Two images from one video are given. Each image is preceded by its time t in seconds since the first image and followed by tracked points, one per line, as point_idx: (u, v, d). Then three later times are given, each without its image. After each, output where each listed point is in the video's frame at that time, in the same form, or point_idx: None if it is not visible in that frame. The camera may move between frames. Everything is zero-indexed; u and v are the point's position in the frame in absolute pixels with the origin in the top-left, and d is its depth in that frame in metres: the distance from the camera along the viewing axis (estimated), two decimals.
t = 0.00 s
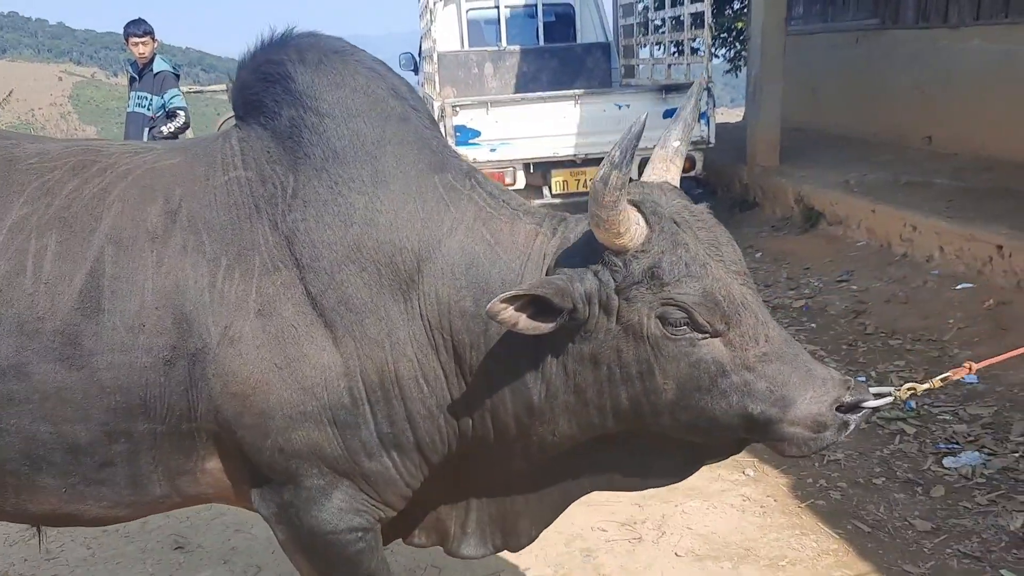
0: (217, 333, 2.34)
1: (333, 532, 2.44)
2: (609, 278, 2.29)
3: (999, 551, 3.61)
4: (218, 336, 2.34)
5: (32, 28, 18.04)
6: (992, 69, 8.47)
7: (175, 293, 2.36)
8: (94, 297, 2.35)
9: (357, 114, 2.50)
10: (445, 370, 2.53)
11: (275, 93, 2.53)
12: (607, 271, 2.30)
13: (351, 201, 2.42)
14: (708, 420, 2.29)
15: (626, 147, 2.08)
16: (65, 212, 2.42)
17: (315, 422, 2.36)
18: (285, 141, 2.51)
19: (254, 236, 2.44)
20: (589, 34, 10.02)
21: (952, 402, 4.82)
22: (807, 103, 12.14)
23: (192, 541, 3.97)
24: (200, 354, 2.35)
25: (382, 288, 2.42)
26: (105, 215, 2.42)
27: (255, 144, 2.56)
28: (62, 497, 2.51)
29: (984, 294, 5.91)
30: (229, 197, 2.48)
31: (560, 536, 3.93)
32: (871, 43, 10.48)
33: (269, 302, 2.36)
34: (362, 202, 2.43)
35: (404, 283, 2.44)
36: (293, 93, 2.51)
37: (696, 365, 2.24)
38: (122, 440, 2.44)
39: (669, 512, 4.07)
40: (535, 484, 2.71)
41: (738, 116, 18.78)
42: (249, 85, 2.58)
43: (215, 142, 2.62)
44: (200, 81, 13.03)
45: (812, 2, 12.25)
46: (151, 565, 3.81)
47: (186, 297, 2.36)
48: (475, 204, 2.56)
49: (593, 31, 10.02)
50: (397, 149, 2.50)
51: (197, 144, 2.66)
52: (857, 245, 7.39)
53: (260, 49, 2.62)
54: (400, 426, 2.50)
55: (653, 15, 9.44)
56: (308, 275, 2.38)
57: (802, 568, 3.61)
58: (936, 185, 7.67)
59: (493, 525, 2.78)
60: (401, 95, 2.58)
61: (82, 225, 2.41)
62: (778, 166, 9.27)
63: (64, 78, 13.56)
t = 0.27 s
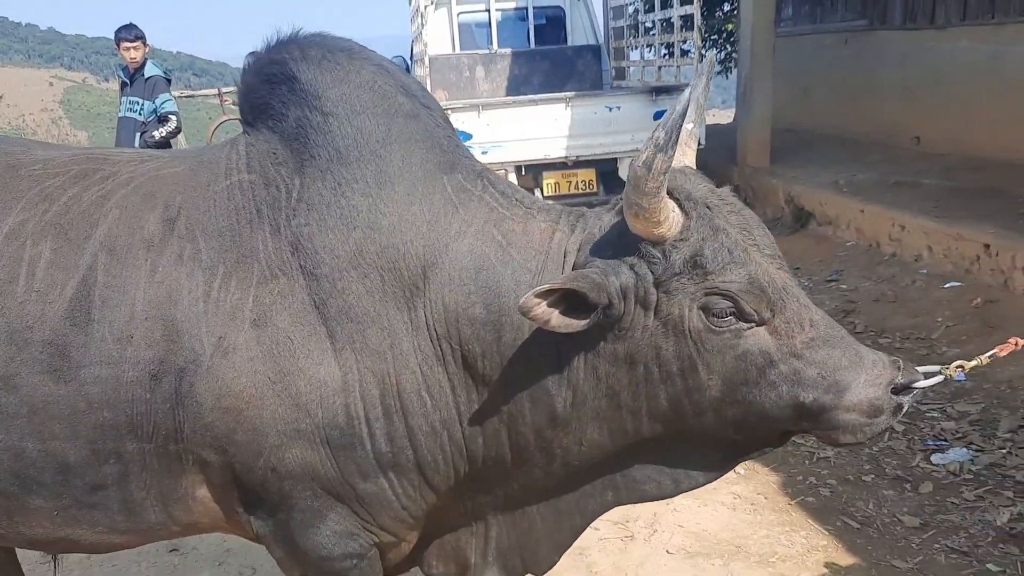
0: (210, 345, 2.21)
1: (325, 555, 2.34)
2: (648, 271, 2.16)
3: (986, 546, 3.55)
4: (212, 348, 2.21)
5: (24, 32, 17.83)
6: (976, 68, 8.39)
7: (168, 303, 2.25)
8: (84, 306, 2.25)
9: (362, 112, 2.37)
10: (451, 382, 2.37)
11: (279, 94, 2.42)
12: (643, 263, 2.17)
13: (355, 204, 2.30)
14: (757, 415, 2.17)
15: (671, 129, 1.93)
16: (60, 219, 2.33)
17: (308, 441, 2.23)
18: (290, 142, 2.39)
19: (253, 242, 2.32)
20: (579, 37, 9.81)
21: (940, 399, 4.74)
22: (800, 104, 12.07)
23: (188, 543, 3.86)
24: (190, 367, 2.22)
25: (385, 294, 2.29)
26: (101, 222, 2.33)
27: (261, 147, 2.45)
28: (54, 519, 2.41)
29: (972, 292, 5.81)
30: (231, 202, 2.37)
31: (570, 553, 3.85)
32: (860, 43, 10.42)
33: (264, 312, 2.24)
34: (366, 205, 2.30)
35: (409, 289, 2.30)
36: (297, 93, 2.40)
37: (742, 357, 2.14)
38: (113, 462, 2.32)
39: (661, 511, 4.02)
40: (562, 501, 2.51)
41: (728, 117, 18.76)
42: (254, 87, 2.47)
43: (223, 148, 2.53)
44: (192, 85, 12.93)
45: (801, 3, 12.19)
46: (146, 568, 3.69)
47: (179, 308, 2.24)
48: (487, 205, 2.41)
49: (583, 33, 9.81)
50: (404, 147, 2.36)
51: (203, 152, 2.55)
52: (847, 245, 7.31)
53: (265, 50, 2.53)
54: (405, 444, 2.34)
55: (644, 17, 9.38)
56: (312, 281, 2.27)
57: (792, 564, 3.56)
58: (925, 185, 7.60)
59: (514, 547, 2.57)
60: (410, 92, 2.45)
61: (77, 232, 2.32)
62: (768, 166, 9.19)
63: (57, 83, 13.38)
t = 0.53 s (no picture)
0: (222, 361, 2.15)
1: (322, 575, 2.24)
2: (709, 283, 2.09)
3: (962, 542, 3.52)
4: (223, 363, 2.15)
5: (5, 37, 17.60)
6: (952, 74, 8.44)
7: (179, 315, 2.19)
8: (91, 315, 2.20)
9: (388, 120, 2.28)
10: (480, 407, 2.25)
11: (303, 101, 2.35)
12: (703, 274, 2.10)
13: (379, 218, 2.20)
14: (822, 423, 2.09)
15: (742, 129, 1.88)
16: (74, 224, 2.28)
17: (320, 467, 2.13)
18: (314, 151, 2.31)
19: (270, 254, 2.24)
20: (564, 41, 9.71)
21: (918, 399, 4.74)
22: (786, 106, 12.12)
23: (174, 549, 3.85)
24: (201, 381, 2.16)
25: (412, 316, 2.19)
26: (115, 229, 2.27)
27: (284, 156, 2.37)
28: (56, 533, 2.34)
29: (951, 291, 5.76)
30: (247, 207, 2.29)
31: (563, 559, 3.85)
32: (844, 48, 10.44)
33: (278, 328, 2.16)
34: (391, 219, 2.21)
35: (437, 310, 2.19)
36: (321, 100, 2.32)
37: (806, 364, 2.06)
38: (116, 478, 2.27)
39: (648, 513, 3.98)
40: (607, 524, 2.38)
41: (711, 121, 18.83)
42: (277, 94, 2.41)
43: (244, 157, 2.45)
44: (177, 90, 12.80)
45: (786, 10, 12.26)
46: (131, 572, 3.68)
47: (189, 320, 2.18)
48: (520, 220, 2.28)
49: (568, 38, 9.73)
50: (432, 158, 2.26)
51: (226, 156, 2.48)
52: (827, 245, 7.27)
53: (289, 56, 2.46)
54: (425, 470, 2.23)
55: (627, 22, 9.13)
56: (331, 297, 2.18)
57: (772, 561, 3.52)
58: (905, 186, 7.59)
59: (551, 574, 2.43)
60: (439, 100, 2.35)
61: (89, 239, 2.26)
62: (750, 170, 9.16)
63: (41, 88, 13.20)
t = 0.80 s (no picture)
0: (195, 363, 2.13)
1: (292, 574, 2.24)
2: (704, 274, 2.14)
3: (906, 530, 3.64)
4: (197, 365, 2.12)
5: None
6: (898, 74, 8.65)
7: (154, 316, 2.17)
8: (69, 318, 2.18)
9: (372, 120, 2.29)
10: (462, 413, 2.25)
11: (285, 99, 2.36)
12: (698, 265, 2.15)
13: (363, 220, 2.21)
14: (823, 411, 2.16)
15: (729, 116, 1.92)
16: (55, 225, 2.27)
17: (294, 475, 2.12)
18: (298, 150, 2.32)
19: (249, 254, 2.23)
20: (519, 41, 9.74)
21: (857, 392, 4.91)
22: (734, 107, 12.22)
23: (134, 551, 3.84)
24: (173, 384, 2.14)
25: (397, 319, 2.19)
26: (95, 230, 2.26)
27: (267, 155, 2.37)
28: (32, 536, 2.31)
29: (899, 288, 5.93)
30: (226, 202, 2.29)
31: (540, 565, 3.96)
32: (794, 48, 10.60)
33: (255, 330, 2.15)
34: (375, 220, 2.21)
35: (422, 313, 2.20)
36: (304, 98, 2.32)
37: (805, 352, 2.13)
38: (92, 483, 2.25)
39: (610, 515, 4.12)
40: (603, 530, 2.39)
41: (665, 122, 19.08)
42: (259, 92, 2.41)
43: (227, 156, 2.45)
44: (131, 90, 12.65)
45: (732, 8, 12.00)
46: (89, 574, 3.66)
47: (163, 321, 2.16)
48: (511, 220, 2.31)
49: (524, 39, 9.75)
50: (417, 159, 2.27)
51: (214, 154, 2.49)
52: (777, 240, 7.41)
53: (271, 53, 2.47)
54: (404, 476, 2.22)
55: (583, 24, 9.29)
56: (313, 299, 2.17)
57: (722, 553, 3.63)
58: (854, 185, 7.80)
59: None
60: (425, 100, 2.36)
61: (70, 240, 2.25)
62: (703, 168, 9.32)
63: None
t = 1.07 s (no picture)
0: (158, 371, 2.09)
1: None
2: (684, 262, 2.19)
3: (828, 518, 3.88)
4: (162, 372, 2.09)
5: None
6: (819, 74, 8.95)
7: (116, 323, 2.14)
8: (30, 325, 2.15)
9: (343, 121, 2.27)
10: (437, 417, 2.24)
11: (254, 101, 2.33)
12: (677, 253, 2.19)
13: (334, 222, 2.18)
14: (796, 392, 2.25)
15: (710, 100, 1.96)
16: (18, 229, 2.26)
17: (261, 486, 2.10)
18: (267, 152, 2.29)
19: (215, 258, 2.20)
20: (450, 44, 9.88)
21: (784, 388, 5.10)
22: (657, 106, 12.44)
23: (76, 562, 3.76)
24: (136, 392, 2.10)
25: (370, 323, 2.16)
26: (58, 235, 2.24)
27: (235, 159, 2.34)
28: None
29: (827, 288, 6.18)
30: (191, 206, 2.27)
31: None
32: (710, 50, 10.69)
33: (221, 337, 2.11)
34: (347, 222, 2.19)
35: (398, 316, 2.17)
36: (274, 100, 2.30)
37: (780, 335, 2.21)
38: (54, 497, 2.20)
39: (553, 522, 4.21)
40: (583, 520, 2.47)
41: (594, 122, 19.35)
42: (227, 95, 2.39)
43: (195, 162, 2.42)
44: (51, 91, 12.31)
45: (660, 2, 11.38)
46: None
47: (127, 327, 2.13)
48: (486, 220, 2.31)
49: (455, 41, 9.88)
50: (390, 160, 2.25)
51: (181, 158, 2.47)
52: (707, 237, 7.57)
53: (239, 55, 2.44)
54: (377, 483, 2.21)
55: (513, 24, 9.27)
56: (282, 304, 2.14)
57: (654, 546, 3.78)
58: (779, 183, 8.09)
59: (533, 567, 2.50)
60: (398, 100, 2.34)
61: (32, 245, 2.23)
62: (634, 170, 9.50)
63: None
